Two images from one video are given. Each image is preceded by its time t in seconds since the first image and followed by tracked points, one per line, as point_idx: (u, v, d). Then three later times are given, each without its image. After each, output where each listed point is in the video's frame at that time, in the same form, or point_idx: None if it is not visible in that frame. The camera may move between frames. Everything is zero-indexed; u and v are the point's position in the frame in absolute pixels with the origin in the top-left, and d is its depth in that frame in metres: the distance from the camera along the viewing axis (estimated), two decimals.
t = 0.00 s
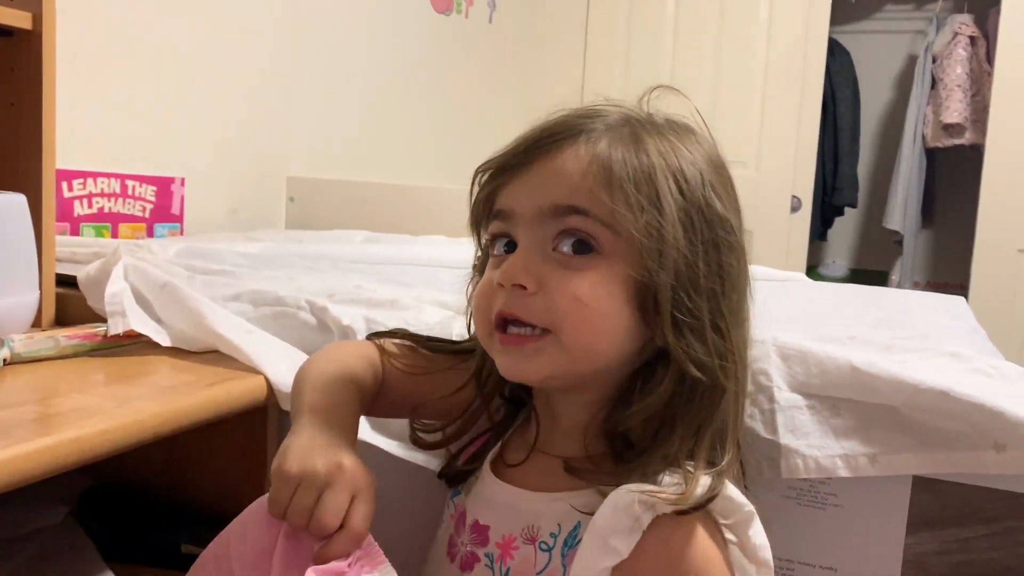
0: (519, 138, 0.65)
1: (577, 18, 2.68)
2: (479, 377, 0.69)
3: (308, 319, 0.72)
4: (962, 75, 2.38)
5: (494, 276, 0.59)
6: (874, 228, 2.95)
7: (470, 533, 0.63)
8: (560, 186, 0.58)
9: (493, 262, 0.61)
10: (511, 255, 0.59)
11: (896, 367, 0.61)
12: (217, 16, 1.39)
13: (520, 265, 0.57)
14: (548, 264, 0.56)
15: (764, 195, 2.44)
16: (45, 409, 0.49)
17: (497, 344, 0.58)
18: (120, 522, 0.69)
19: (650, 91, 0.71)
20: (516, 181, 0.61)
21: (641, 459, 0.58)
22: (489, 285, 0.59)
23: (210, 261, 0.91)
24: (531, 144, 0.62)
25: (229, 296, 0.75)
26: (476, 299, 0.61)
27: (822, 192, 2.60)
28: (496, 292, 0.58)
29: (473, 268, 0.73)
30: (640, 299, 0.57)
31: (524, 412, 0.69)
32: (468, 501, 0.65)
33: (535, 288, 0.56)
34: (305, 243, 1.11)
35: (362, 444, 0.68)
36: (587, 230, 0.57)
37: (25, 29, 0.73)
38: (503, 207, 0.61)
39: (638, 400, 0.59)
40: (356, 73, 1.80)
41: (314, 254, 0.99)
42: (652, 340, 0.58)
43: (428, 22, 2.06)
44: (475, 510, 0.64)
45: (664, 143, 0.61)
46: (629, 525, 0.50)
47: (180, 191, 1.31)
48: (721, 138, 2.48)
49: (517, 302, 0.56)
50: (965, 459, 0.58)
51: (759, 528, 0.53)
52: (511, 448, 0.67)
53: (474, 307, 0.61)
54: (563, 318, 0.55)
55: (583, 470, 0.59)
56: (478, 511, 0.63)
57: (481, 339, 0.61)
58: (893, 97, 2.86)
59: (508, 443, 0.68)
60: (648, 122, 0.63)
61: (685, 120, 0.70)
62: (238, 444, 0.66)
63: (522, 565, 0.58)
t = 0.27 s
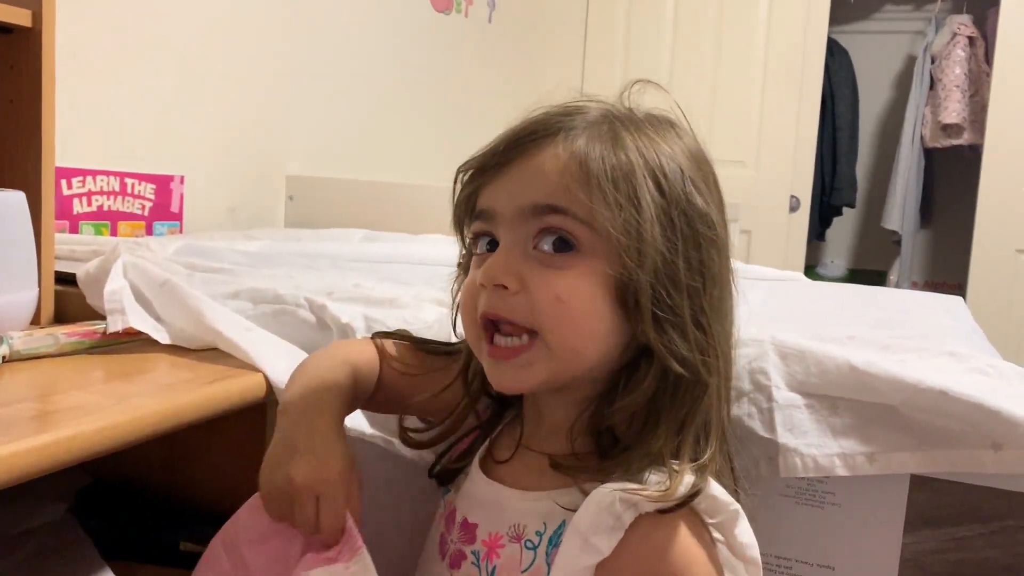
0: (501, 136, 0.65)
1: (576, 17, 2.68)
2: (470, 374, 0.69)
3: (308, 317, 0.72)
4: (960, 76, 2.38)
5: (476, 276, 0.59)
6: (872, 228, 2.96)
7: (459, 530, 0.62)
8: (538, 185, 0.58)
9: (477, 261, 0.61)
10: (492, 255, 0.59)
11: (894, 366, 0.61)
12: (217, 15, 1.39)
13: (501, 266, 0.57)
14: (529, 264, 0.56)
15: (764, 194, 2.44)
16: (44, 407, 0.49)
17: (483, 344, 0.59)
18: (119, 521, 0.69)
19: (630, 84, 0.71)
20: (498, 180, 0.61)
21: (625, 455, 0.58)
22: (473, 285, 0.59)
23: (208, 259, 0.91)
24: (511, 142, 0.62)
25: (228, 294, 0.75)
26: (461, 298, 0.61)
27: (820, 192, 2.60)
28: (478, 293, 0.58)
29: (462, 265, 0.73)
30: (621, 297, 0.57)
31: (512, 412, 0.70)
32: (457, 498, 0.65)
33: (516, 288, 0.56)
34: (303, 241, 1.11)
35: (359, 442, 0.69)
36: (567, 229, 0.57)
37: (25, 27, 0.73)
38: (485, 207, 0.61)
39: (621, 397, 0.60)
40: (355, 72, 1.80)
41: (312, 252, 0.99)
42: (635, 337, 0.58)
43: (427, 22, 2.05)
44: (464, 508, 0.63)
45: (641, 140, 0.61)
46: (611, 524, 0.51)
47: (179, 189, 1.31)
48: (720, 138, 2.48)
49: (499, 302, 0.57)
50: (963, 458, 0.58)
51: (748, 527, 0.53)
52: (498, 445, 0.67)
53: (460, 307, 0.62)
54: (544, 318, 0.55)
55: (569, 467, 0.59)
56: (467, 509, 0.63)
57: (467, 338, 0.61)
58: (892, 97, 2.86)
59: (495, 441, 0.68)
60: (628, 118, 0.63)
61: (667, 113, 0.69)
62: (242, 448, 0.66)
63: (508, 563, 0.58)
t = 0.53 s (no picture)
0: (505, 138, 0.65)
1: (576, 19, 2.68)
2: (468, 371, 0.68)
3: (306, 318, 0.72)
4: (959, 79, 2.39)
5: (478, 280, 0.59)
6: (871, 230, 2.96)
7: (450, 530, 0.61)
8: (545, 191, 0.58)
9: (479, 264, 0.61)
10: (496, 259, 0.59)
11: (893, 368, 0.61)
12: (217, 15, 1.39)
13: (505, 270, 0.57)
14: (533, 270, 0.56)
15: (763, 196, 2.44)
16: (42, 406, 0.49)
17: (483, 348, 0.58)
18: (119, 518, 0.68)
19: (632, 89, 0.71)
20: (502, 183, 0.61)
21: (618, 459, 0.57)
22: (474, 289, 0.59)
23: (206, 259, 0.91)
24: (517, 146, 0.62)
25: (227, 294, 0.75)
26: (462, 301, 0.61)
27: (819, 194, 2.61)
28: (481, 297, 0.58)
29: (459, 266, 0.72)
30: (624, 305, 0.57)
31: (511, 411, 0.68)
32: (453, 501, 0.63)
33: (520, 294, 0.56)
34: (302, 242, 1.11)
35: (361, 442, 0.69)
36: (572, 236, 0.57)
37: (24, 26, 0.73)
38: (489, 210, 0.61)
39: (619, 403, 0.59)
40: (354, 72, 1.80)
41: (311, 252, 0.99)
42: (636, 344, 0.58)
43: (427, 23, 2.06)
44: (458, 509, 0.62)
45: (649, 147, 0.61)
46: (597, 523, 0.50)
47: (178, 189, 1.31)
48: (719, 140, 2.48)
49: (502, 307, 0.56)
50: (961, 461, 0.58)
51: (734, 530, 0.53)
52: (493, 445, 0.66)
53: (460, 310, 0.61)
54: (547, 325, 0.55)
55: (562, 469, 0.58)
56: (461, 509, 0.61)
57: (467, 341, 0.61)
58: (891, 99, 2.86)
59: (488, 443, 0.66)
60: (634, 124, 0.63)
61: (671, 118, 0.69)
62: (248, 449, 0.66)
63: (499, 565, 0.57)
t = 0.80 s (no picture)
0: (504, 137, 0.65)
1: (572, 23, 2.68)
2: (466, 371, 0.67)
3: (299, 321, 0.72)
4: (954, 83, 2.39)
5: (473, 277, 0.59)
6: (867, 234, 2.96)
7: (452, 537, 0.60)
8: (540, 188, 0.58)
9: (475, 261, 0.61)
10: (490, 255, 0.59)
11: (887, 371, 0.61)
12: (212, 17, 1.38)
13: (499, 266, 0.56)
14: (528, 267, 0.56)
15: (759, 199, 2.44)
16: (35, 408, 0.49)
17: (476, 345, 0.58)
18: (114, 520, 0.68)
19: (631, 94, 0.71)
20: (500, 180, 0.61)
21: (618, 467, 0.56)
22: (470, 285, 0.59)
23: (200, 261, 0.90)
24: (516, 143, 0.62)
25: (220, 296, 0.75)
26: (456, 300, 0.61)
27: (814, 198, 2.61)
28: (475, 294, 0.58)
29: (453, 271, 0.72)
30: (617, 307, 0.57)
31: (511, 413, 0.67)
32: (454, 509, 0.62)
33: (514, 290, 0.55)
34: (297, 245, 1.10)
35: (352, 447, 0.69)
36: (568, 235, 0.56)
37: (17, 28, 0.73)
38: (486, 206, 0.61)
39: (615, 406, 0.59)
40: (350, 76, 1.79)
41: (306, 255, 0.99)
42: (629, 346, 0.58)
43: (422, 27, 2.06)
44: (460, 515, 0.61)
45: (645, 149, 0.61)
46: (601, 535, 0.50)
47: (172, 193, 1.31)
48: (714, 144, 2.48)
49: (496, 304, 0.56)
50: (954, 464, 0.58)
51: (738, 539, 0.52)
52: (492, 448, 0.65)
53: (454, 308, 0.61)
54: (539, 321, 0.55)
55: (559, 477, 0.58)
56: (463, 516, 0.61)
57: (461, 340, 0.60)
58: (886, 103, 2.87)
59: (487, 447, 0.66)
60: (633, 127, 0.63)
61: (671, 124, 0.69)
62: (240, 453, 0.66)
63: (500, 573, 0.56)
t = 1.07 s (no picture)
0: (501, 137, 0.64)
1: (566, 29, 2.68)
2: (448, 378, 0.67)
3: (288, 330, 0.71)
4: (947, 88, 2.40)
5: (463, 278, 0.58)
6: (860, 239, 2.97)
7: (443, 548, 0.60)
8: (537, 193, 0.57)
9: (465, 263, 0.61)
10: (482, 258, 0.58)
11: (876, 379, 0.61)
12: (203, 23, 1.38)
13: (492, 268, 0.56)
14: (521, 272, 0.56)
15: (754, 204, 2.44)
16: (20, 420, 0.49)
17: (464, 347, 0.58)
18: (108, 526, 0.68)
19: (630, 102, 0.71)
20: (496, 182, 0.60)
21: (605, 478, 0.57)
22: (460, 286, 0.58)
23: (190, 269, 0.90)
24: (513, 145, 0.61)
25: (208, 305, 0.74)
26: (444, 300, 0.60)
27: (808, 203, 2.62)
28: (465, 296, 0.57)
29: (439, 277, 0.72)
30: (608, 319, 0.57)
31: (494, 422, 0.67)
32: (444, 518, 0.62)
33: (506, 294, 0.55)
34: (288, 252, 1.10)
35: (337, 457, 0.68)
36: (562, 243, 0.56)
37: (4, 36, 0.73)
38: (479, 207, 0.60)
39: (602, 416, 0.59)
40: (343, 82, 1.79)
41: (296, 262, 0.99)
42: (617, 356, 0.58)
43: (416, 32, 2.06)
44: (450, 526, 0.61)
45: (643, 160, 0.60)
46: (593, 550, 0.49)
47: (164, 199, 1.30)
48: (707, 149, 2.49)
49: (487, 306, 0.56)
50: (943, 472, 0.58)
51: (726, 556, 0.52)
52: (479, 457, 0.65)
53: (441, 308, 0.61)
54: (530, 327, 0.55)
55: (547, 489, 0.58)
56: (453, 526, 0.60)
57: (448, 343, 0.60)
58: (879, 108, 2.88)
59: (474, 455, 0.65)
60: (630, 136, 0.63)
61: (665, 135, 0.69)
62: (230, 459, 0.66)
63: None
